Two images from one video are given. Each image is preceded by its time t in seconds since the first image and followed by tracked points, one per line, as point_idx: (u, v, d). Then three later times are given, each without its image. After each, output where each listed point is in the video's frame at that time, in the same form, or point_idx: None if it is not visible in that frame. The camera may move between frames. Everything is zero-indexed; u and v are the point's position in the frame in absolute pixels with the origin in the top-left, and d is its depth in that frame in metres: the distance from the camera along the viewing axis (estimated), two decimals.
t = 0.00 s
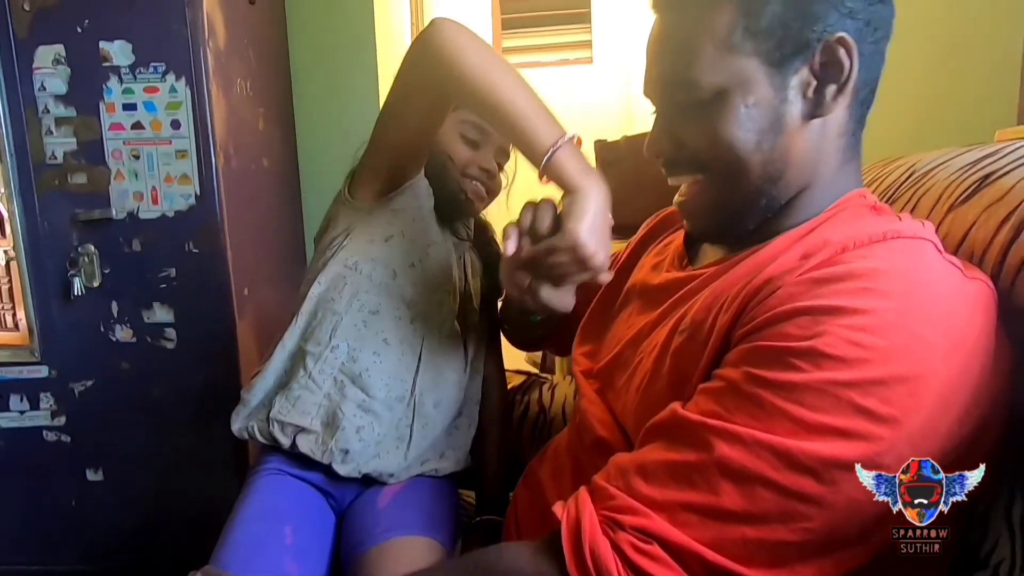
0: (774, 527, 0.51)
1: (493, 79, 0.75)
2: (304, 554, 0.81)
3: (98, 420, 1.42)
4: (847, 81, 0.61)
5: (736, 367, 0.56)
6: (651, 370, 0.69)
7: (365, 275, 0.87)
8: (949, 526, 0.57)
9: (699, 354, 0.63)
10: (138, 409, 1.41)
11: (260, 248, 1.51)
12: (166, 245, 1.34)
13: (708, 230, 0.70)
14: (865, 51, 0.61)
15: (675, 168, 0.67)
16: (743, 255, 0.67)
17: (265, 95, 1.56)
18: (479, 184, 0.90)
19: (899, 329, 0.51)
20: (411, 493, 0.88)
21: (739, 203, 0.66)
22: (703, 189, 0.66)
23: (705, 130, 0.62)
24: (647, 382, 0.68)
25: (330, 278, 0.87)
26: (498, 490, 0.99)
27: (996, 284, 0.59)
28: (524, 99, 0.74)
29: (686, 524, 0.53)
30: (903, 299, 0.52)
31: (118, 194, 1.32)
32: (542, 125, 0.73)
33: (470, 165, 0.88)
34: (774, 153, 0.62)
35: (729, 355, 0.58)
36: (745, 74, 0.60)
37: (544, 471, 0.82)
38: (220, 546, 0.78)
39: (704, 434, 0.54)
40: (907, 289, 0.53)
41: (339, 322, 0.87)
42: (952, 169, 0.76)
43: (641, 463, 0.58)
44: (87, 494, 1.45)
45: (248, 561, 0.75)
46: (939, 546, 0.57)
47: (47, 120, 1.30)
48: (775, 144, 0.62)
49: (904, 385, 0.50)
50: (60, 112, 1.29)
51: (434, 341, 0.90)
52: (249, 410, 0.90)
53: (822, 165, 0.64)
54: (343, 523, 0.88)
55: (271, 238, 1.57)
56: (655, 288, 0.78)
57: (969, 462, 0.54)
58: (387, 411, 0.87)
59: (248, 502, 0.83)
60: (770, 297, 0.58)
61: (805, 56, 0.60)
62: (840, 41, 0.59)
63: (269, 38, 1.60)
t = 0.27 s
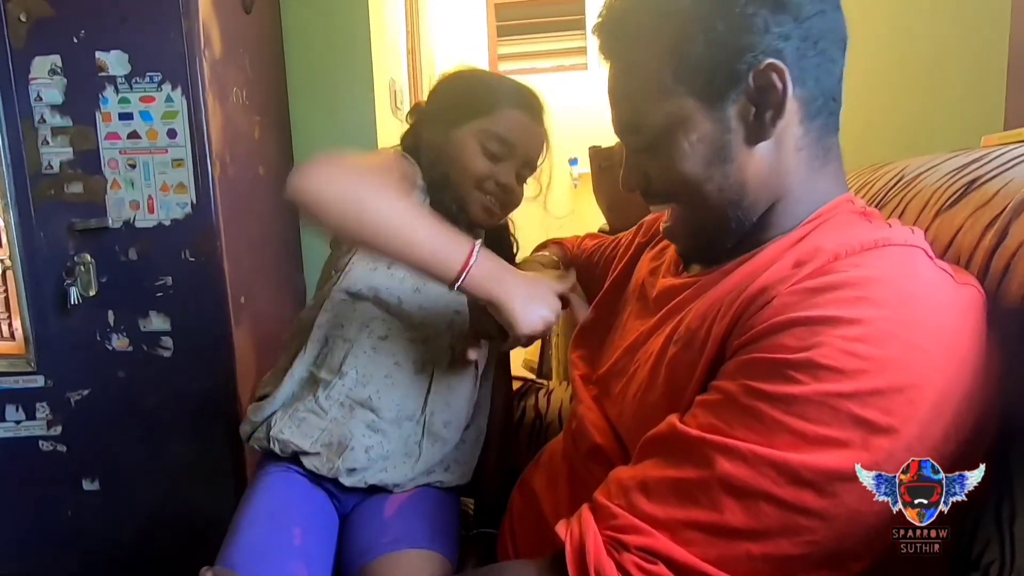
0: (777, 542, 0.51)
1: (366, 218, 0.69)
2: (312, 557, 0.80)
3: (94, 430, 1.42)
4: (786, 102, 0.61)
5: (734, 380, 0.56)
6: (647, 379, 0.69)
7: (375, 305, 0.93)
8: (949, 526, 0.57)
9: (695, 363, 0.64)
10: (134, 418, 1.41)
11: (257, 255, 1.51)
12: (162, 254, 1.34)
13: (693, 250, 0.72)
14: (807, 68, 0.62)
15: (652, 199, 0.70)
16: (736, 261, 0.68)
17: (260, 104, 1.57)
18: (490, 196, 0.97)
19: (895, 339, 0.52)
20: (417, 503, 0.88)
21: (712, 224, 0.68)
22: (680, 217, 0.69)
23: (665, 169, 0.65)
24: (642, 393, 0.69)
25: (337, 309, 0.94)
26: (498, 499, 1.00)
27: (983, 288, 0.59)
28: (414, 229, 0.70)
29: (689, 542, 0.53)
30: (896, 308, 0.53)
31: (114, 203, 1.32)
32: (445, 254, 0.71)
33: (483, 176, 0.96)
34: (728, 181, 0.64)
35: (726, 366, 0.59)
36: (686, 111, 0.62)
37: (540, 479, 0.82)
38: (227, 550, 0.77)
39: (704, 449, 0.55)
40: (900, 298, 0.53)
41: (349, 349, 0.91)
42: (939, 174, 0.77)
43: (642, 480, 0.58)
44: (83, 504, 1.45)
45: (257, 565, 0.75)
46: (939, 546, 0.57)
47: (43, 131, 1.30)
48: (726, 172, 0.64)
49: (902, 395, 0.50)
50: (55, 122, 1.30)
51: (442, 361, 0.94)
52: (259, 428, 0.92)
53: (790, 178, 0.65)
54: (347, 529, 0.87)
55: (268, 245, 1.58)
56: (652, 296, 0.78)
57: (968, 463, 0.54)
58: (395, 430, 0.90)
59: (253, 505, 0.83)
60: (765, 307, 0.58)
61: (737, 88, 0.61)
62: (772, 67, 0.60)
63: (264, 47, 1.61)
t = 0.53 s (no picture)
0: (769, 535, 0.51)
1: (396, 166, 0.68)
2: (312, 562, 0.80)
3: (87, 434, 1.41)
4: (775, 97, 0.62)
5: (725, 374, 0.56)
6: (639, 376, 0.69)
7: (374, 313, 0.88)
8: (949, 526, 0.57)
9: (686, 358, 0.63)
10: (128, 421, 1.40)
11: (251, 258, 1.50)
12: (155, 256, 1.33)
13: (688, 245, 0.72)
14: (801, 67, 0.63)
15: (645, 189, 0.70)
16: (728, 259, 0.67)
17: (254, 106, 1.56)
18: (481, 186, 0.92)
19: (883, 331, 0.51)
20: (418, 507, 0.87)
21: (701, 216, 0.68)
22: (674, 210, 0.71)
23: (652, 155, 0.66)
24: (635, 389, 0.69)
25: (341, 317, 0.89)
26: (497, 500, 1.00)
27: (976, 284, 0.59)
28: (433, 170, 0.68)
29: (683, 536, 0.53)
30: (884, 300, 0.53)
31: (107, 205, 1.31)
32: (472, 189, 0.70)
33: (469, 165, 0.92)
34: (716, 171, 0.65)
35: (716, 361, 0.59)
36: (671, 101, 0.64)
37: (536, 477, 0.82)
38: (225, 554, 0.77)
39: (696, 443, 0.54)
40: (889, 290, 0.53)
41: (349, 362, 0.88)
42: (932, 173, 0.77)
43: (636, 474, 0.58)
44: (77, 509, 1.44)
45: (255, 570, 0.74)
46: (939, 546, 0.57)
47: (35, 133, 1.29)
48: (714, 162, 0.64)
49: (891, 385, 0.50)
50: (48, 124, 1.29)
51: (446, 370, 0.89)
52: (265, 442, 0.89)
53: (777, 175, 0.65)
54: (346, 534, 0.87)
55: (263, 247, 1.57)
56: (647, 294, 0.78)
57: (968, 462, 0.55)
58: (397, 442, 0.88)
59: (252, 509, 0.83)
60: (755, 301, 0.58)
61: (728, 83, 0.62)
62: (763, 62, 0.60)
63: (259, 48, 1.60)
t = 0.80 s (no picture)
0: (781, 545, 0.50)
1: (300, 194, 0.71)
2: (311, 565, 0.79)
3: (85, 436, 1.40)
4: (793, 91, 0.61)
5: (733, 382, 0.56)
6: (644, 381, 0.68)
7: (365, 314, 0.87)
8: (949, 526, 0.57)
9: (694, 365, 0.63)
10: (125, 423, 1.39)
11: (250, 259, 1.50)
12: (153, 257, 1.33)
13: (680, 228, 0.73)
14: (825, 67, 0.62)
15: (647, 162, 0.72)
16: (734, 260, 0.67)
17: (252, 106, 1.56)
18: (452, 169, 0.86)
19: (893, 337, 0.51)
20: (420, 510, 0.86)
21: (702, 206, 0.68)
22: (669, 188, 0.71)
23: (660, 126, 0.67)
24: (640, 395, 0.68)
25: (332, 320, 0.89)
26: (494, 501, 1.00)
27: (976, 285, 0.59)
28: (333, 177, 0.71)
29: (691, 547, 0.53)
30: (895, 306, 0.53)
31: (105, 207, 1.31)
32: (372, 174, 0.73)
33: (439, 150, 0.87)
34: (722, 157, 0.65)
35: (723, 369, 0.59)
36: (693, 76, 0.64)
37: (536, 479, 0.82)
38: (223, 557, 0.77)
39: (706, 454, 0.54)
40: (899, 297, 0.53)
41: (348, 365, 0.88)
42: (930, 174, 0.77)
43: (644, 486, 0.58)
44: (74, 511, 1.43)
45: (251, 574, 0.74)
46: (939, 547, 0.57)
47: (33, 134, 1.29)
48: (720, 148, 0.64)
49: (903, 394, 0.50)
50: (45, 125, 1.29)
51: (437, 364, 0.87)
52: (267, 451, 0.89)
53: (783, 175, 0.64)
54: (346, 537, 0.87)
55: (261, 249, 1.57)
56: (647, 297, 0.78)
57: (968, 462, 0.54)
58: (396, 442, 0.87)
59: (252, 513, 0.83)
60: (764, 308, 0.58)
61: (751, 67, 0.62)
62: (785, 52, 0.60)
63: (257, 49, 1.60)
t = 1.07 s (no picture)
0: (772, 534, 0.50)
1: (220, 85, 0.78)
2: (303, 560, 0.80)
3: (84, 435, 1.40)
4: (806, 85, 0.62)
5: (730, 376, 0.56)
6: (644, 379, 0.68)
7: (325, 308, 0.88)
8: (949, 526, 0.57)
9: (693, 361, 0.63)
10: (124, 423, 1.39)
11: (249, 258, 1.50)
12: (152, 256, 1.33)
13: (667, 206, 0.72)
14: (835, 67, 0.62)
15: (642, 143, 0.72)
16: (731, 260, 0.67)
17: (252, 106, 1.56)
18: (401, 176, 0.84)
19: (891, 332, 0.51)
20: (411, 503, 0.86)
21: (700, 193, 0.68)
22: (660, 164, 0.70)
23: (666, 103, 0.67)
24: (639, 392, 0.68)
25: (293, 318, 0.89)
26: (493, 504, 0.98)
27: (976, 285, 0.59)
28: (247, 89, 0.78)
29: (683, 535, 0.53)
30: (892, 302, 0.52)
31: (105, 205, 1.31)
32: (285, 104, 0.78)
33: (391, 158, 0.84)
34: (727, 140, 0.65)
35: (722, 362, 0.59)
36: (709, 55, 0.64)
37: (537, 477, 0.82)
38: (217, 556, 0.78)
39: (701, 445, 0.54)
40: (897, 293, 0.53)
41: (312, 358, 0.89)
42: (931, 174, 0.77)
43: (638, 475, 0.58)
44: (72, 510, 1.43)
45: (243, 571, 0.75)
46: (939, 546, 0.57)
47: (32, 132, 1.29)
48: (727, 130, 0.64)
49: (900, 389, 0.50)
50: (45, 124, 1.29)
51: (389, 354, 0.86)
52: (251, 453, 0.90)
53: (783, 170, 0.65)
54: (339, 533, 0.87)
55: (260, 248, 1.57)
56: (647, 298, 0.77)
57: (968, 462, 0.54)
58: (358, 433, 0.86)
59: (245, 510, 0.83)
60: (762, 304, 0.58)
61: (767, 54, 0.62)
62: (803, 43, 0.60)
63: (257, 48, 1.60)
